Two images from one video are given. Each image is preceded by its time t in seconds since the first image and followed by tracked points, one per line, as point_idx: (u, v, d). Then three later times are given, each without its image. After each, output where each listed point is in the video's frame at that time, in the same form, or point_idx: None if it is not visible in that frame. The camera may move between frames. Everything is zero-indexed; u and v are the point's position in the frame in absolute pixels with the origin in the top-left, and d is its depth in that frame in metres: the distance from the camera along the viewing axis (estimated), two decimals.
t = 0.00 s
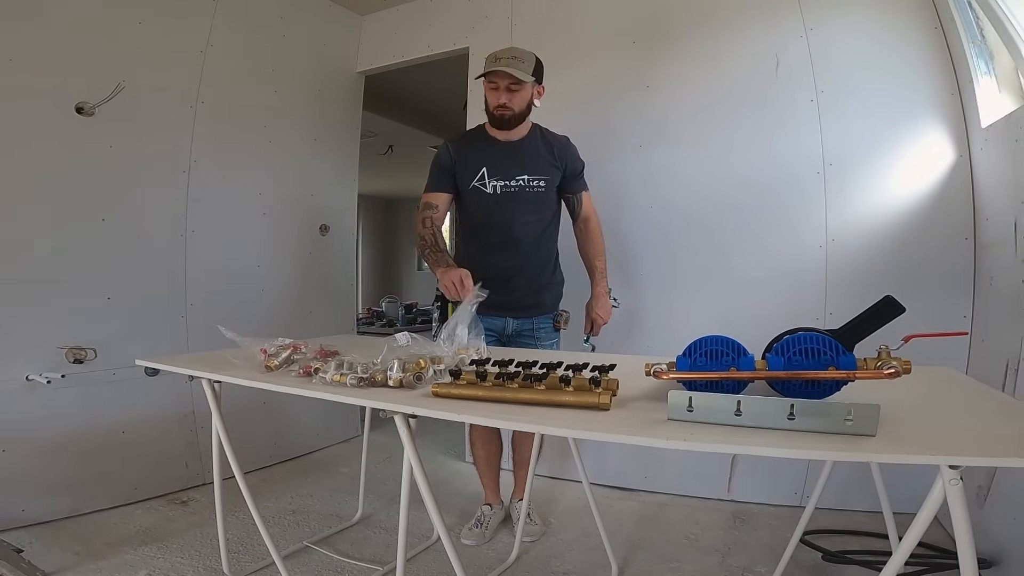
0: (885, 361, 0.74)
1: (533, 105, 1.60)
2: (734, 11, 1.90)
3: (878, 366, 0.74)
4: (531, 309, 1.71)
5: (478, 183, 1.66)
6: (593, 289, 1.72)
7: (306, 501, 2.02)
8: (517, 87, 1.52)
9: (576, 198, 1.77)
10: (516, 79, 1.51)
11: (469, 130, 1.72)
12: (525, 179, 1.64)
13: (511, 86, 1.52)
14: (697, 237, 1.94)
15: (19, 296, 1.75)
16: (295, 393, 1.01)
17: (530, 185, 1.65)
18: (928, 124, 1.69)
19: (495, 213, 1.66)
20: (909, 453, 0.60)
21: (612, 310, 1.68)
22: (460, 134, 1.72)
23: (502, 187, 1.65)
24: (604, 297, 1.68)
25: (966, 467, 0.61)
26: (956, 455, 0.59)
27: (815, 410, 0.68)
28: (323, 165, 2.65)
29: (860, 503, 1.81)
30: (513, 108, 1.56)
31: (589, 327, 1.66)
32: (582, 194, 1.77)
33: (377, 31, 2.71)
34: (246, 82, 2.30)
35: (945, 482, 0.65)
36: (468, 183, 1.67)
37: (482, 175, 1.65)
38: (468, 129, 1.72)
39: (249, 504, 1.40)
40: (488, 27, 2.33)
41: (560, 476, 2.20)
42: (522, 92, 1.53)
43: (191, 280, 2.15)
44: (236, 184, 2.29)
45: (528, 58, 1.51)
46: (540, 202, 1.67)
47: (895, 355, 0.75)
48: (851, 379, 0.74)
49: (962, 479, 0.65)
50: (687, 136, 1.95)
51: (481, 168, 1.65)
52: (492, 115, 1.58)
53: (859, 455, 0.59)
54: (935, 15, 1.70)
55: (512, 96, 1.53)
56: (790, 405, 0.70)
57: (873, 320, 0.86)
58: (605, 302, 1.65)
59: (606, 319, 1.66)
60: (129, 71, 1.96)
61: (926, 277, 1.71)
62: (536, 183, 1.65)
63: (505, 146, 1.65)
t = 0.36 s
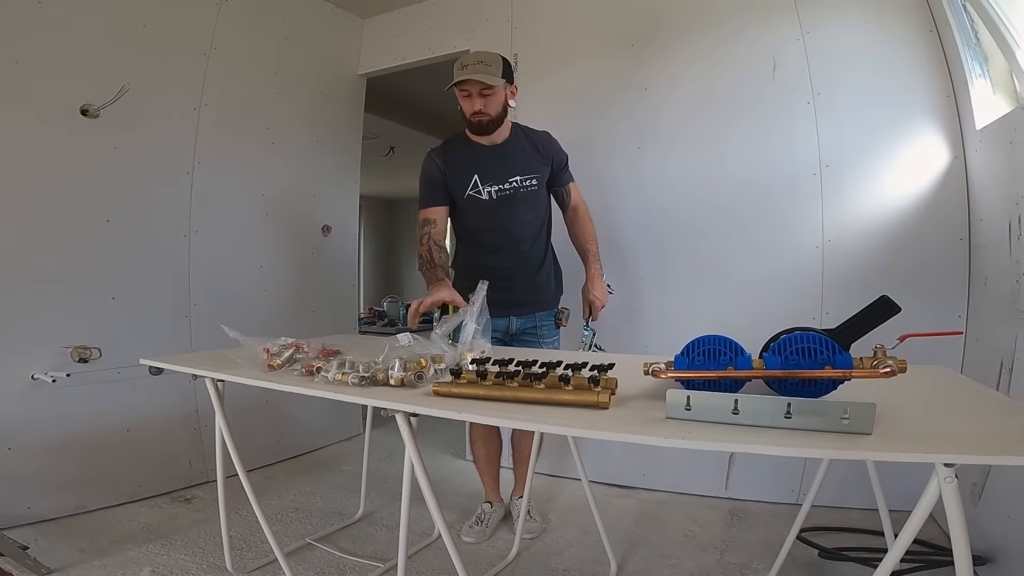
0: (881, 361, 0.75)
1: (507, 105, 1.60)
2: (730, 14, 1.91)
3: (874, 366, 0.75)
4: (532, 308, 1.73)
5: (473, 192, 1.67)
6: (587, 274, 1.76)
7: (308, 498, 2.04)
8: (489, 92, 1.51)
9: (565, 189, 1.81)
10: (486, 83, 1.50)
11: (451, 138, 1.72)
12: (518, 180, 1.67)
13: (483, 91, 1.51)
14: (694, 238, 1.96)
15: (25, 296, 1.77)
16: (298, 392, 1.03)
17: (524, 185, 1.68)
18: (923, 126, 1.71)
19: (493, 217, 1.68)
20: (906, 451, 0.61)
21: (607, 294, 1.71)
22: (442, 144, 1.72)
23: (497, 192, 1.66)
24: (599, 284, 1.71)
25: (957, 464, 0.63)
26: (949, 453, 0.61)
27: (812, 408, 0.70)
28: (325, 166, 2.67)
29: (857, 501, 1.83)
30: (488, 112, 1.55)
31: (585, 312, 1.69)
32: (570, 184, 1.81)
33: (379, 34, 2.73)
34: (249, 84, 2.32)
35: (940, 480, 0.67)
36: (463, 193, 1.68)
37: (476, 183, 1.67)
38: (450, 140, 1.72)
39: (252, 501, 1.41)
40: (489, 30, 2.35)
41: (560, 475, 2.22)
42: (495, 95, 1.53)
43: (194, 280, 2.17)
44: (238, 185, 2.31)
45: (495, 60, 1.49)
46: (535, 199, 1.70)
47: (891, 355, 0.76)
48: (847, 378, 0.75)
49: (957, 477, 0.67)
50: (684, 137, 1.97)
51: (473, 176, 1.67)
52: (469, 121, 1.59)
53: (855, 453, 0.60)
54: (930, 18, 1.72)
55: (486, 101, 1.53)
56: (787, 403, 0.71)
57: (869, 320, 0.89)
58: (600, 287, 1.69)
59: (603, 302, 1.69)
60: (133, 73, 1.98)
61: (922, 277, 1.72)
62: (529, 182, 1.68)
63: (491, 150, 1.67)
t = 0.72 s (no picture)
0: (877, 359, 0.78)
1: (499, 106, 1.61)
2: (727, 17, 1.93)
3: (870, 365, 0.77)
4: (531, 308, 1.75)
5: (469, 192, 1.69)
6: (582, 275, 1.77)
7: (310, 496, 2.06)
8: (479, 94, 1.53)
9: (561, 190, 1.83)
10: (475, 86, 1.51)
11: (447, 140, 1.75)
12: (514, 180, 1.69)
13: (472, 93, 1.53)
14: (692, 238, 1.97)
15: (31, 296, 1.79)
16: (300, 390, 1.05)
17: (520, 185, 1.69)
18: (918, 127, 1.73)
19: (490, 217, 1.70)
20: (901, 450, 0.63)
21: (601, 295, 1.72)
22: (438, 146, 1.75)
23: (492, 192, 1.68)
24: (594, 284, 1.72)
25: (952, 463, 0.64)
26: (944, 451, 0.63)
27: (808, 407, 0.71)
28: (327, 167, 2.69)
29: (853, 499, 1.85)
30: (479, 114, 1.57)
31: (579, 312, 1.70)
32: (566, 185, 1.83)
33: (380, 37, 2.75)
34: (251, 86, 2.34)
35: (935, 477, 0.69)
36: (459, 194, 1.71)
37: (471, 183, 1.69)
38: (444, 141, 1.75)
39: (255, 499, 1.43)
40: (489, 33, 2.37)
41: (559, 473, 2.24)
42: (484, 97, 1.54)
43: (197, 280, 2.19)
44: (241, 186, 2.32)
45: (483, 62, 1.51)
46: (531, 199, 1.72)
47: (886, 354, 0.79)
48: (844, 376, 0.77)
49: (952, 475, 0.68)
50: (682, 139, 1.98)
51: (469, 177, 1.69)
52: (461, 123, 1.60)
53: (851, 452, 0.62)
54: (925, 21, 1.73)
55: (475, 103, 1.54)
56: (784, 402, 0.73)
57: (868, 319, 0.90)
58: (594, 288, 1.69)
59: (597, 305, 1.70)
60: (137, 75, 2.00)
61: (918, 277, 1.74)
62: (524, 182, 1.70)
63: (485, 151, 1.69)
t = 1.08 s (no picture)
0: (872, 359, 0.80)
1: (498, 108, 1.63)
2: (724, 19, 1.95)
3: (866, 364, 0.79)
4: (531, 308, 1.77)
5: (470, 195, 1.71)
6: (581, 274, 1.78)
7: (312, 494, 2.08)
8: (479, 96, 1.54)
9: (559, 192, 1.85)
10: (475, 88, 1.53)
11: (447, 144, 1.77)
12: (514, 183, 1.71)
13: (472, 95, 1.54)
14: (690, 239, 1.99)
15: (37, 295, 1.81)
16: (303, 389, 1.07)
17: (520, 188, 1.71)
18: (914, 129, 1.75)
19: (491, 220, 1.72)
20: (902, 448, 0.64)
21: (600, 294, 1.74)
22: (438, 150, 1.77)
23: (493, 195, 1.70)
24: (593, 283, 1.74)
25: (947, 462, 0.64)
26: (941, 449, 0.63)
27: (805, 406, 0.72)
28: (328, 168, 2.71)
29: (850, 496, 1.87)
30: (479, 116, 1.59)
31: (579, 310, 1.71)
32: (565, 187, 1.85)
33: (382, 39, 2.77)
34: (254, 88, 2.36)
35: (931, 475, 0.69)
36: (460, 197, 1.73)
37: (472, 187, 1.71)
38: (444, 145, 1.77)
39: (257, 497, 1.44)
40: (490, 35, 2.38)
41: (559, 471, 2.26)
42: (484, 99, 1.56)
43: (200, 280, 2.21)
44: (243, 187, 2.34)
45: (482, 65, 1.52)
46: (531, 201, 1.74)
47: (883, 353, 0.81)
48: (840, 375, 0.78)
49: (947, 473, 0.68)
50: (680, 141, 2.00)
51: (470, 180, 1.71)
52: (461, 125, 1.62)
53: (847, 449, 0.63)
54: (921, 24, 1.75)
55: (475, 105, 1.56)
56: (781, 400, 0.73)
57: (863, 319, 0.92)
58: (593, 286, 1.71)
59: (596, 302, 1.71)
60: (141, 77, 2.02)
61: (913, 277, 1.76)
62: (524, 185, 1.72)
63: (484, 154, 1.71)
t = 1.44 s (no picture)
0: (869, 358, 0.79)
1: (493, 108, 1.65)
2: (722, 22, 1.97)
3: (862, 363, 0.79)
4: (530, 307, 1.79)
5: (470, 196, 1.73)
6: (577, 274, 1.80)
7: (314, 491, 2.10)
8: (472, 95, 1.57)
9: (557, 191, 1.87)
10: (468, 87, 1.55)
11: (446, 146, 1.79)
12: (512, 183, 1.73)
13: (465, 94, 1.56)
14: (688, 239, 2.01)
15: (42, 295, 1.83)
16: (305, 388, 1.08)
17: (519, 187, 1.74)
18: (909, 131, 1.77)
19: (490, 219, 1.74)
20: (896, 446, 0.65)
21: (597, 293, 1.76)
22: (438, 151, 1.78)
23: (493, 195, 1.72)
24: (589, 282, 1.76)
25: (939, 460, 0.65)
26: (933, 448, 0.63)
27: (802, 405, 0.73)
28: (330, 170, 2.73)
29: (846, 494, 1.89)
30: (473, 115, 1.60)
31: (575, 310, 1.74)
32: (562, 187, 1.87)
33: (383, 41, 2.79)
34: (257, 90, 2.38)
35: (927, 473, 0.69)
36: (460, 198, 1.74)
37: (471, 187, 1.73)
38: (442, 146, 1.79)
39: (260, 496, 1.45)
40: (490, 38, 2.40)
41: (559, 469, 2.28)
42: (478, 98, 1.58)
43: (203, 280, 2.23)
44: (246, 188, 2.36)
45: (475, 65, 1.55)
46: (529, 200, 1.77)
47: (878, 352, 0.80)
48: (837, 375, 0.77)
49: (943, 470, 0.68)
50: (679, 142, 2.02)
51: (469, 180, 1.73)
52: (457, 126, 1.64)
53: (843, 446, 0.63)
54: (917, 27, 1.77)
55: (469, 104, 1.58)
56: (778, 399, 0.74)
57: (860, 318, 0.93)
58: (590, 286, 1.73)
59: (592, 302, 1.74)
60: (145, 80, 2.04)
61: (910, 278, 1.78)
62: (523, 185, 1.74)
63: (483, 154, 1.73)
